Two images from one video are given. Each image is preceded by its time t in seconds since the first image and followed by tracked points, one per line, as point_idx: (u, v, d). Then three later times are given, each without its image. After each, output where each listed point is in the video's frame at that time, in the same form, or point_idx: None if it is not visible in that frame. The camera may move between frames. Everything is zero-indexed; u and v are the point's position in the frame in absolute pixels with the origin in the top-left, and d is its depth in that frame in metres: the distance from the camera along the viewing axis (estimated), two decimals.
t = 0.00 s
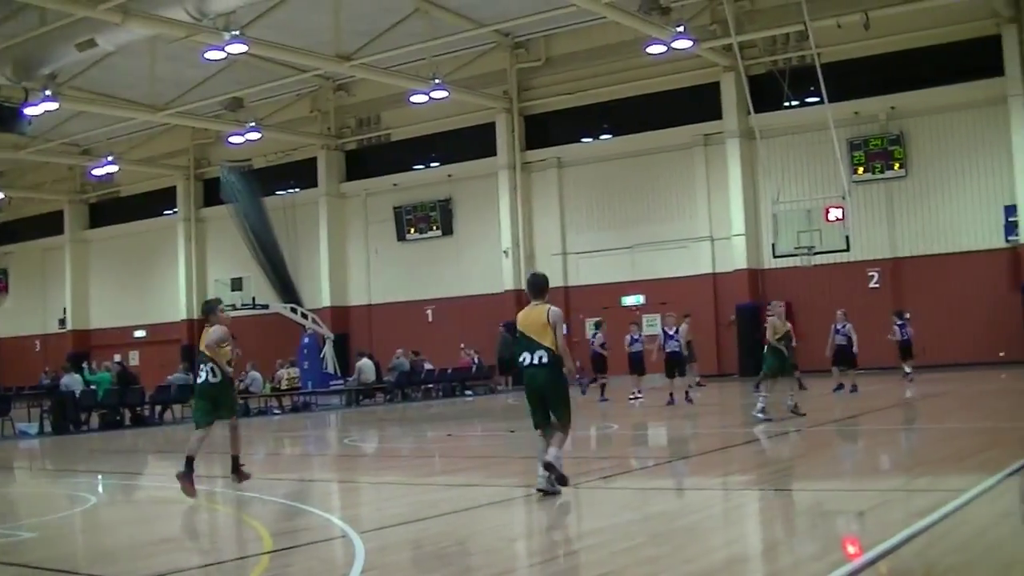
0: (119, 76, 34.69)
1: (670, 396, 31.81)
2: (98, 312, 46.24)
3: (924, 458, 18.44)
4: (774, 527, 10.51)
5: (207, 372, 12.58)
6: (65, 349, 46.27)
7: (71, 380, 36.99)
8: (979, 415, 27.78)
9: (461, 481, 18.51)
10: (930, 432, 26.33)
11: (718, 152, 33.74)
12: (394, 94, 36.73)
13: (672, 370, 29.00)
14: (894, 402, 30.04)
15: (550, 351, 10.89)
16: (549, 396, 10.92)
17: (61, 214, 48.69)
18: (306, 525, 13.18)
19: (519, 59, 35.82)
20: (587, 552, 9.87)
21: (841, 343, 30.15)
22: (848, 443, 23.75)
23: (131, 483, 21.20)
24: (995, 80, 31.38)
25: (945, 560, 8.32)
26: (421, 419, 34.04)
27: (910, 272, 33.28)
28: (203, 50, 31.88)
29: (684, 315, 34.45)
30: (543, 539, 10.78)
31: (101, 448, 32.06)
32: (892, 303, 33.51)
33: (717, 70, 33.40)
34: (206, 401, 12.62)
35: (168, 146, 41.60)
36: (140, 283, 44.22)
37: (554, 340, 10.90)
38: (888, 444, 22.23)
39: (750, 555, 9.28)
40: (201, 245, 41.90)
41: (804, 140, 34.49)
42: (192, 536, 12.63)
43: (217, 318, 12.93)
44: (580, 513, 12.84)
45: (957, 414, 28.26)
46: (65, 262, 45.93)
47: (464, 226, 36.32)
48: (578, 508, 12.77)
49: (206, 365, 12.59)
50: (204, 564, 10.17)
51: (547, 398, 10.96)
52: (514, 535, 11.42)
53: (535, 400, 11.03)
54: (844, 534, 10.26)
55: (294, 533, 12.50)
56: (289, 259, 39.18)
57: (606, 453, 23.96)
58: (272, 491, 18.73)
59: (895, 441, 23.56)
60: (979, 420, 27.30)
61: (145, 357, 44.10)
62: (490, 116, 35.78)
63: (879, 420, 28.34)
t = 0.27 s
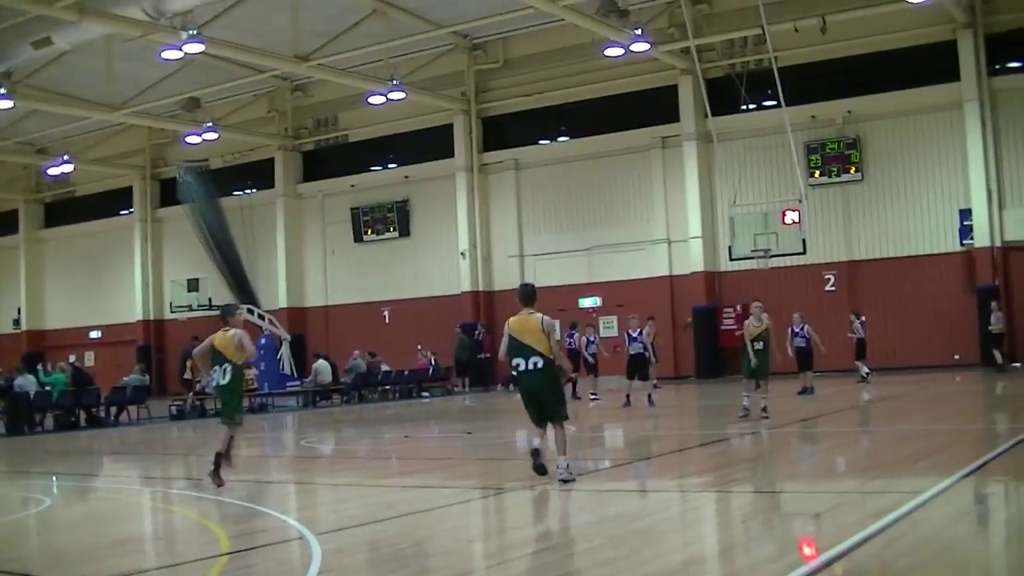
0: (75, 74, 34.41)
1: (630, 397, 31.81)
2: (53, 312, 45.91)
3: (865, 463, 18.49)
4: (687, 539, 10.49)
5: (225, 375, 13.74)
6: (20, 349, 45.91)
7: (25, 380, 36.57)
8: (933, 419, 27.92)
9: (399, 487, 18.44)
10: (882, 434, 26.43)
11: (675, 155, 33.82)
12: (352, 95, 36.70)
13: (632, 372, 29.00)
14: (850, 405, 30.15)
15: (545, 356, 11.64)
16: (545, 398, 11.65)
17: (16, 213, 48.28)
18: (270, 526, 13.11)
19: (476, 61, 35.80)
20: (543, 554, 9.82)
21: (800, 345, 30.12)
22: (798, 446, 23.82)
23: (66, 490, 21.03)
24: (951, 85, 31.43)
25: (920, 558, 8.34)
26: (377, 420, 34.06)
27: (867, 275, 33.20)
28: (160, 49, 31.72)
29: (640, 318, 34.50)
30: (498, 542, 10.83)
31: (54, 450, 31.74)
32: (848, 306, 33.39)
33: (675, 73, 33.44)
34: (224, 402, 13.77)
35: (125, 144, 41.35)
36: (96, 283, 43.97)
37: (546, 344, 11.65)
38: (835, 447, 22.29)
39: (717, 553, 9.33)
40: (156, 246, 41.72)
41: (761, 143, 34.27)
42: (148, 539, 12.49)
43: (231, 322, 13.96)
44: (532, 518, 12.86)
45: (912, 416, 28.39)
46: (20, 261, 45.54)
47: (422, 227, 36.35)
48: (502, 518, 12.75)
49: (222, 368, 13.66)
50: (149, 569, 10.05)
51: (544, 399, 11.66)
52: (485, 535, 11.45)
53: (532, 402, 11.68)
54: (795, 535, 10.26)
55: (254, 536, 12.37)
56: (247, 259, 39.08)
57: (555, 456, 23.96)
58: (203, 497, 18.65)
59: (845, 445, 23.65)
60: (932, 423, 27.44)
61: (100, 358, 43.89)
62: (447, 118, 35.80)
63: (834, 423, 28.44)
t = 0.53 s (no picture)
0: (62, 76, 34.30)
1: (617, 396, 31.81)
2: (40, 315, 45.78)
3: (852, 465, 18.49)
4: (669, 539, 10.47)
5: (260, 384, 14.17)
6: (7, 352, 45.75)
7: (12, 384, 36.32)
8: (922, 420, 27.96)
9: (388, 489, 18.39)
10: (871, 436, 26.46)
11: (664, 157, 33.86)
12: (340, 98, 36.65)
13: (621, 375, 28.95)
14: (839, 406, 30.15)
15: (542, 350, 12.47)
16: (540, 389, 12.36)
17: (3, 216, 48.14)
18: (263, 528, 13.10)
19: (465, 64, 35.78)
20: (543, 550, 9.80)
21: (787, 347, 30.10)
22: (787, 448, 23.83)
23: (51, 493, 20.96)
24: (939, 87, 31.51)
25: (905, 558, 8.36)
26: (365, 422, 34.02)
27: (855, 276, 33.22)
28: (148, 51, 31.64)
29: (630, 320, 34.59)
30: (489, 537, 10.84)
31: (42, 453, 31.57)
32: (837, 308, 33.41)
33: (663, 75, 33.46)
34: (253, 411, 14.19)
35: (112, 146, 41.24)
36: (83, 286, 43.86)
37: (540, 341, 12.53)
38: (823, 447, 22.29)
39: (707, 553, 9.32)
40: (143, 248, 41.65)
41: (749, 144, 34.17)
42: (142, 540, 12.46)
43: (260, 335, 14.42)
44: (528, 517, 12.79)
45: (900, 418, 28.44)
46: (7, 264, 45.40)
47: (410, 229, 36.32)
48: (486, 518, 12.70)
49: (253, 378, 14.15)
50: (144, 569, 10.00)
51: (540, 392, 12.38)
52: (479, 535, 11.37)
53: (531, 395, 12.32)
54: (787, 535, 10.27)
55: (243, 538, 12.35)
56: (235, 262, 39.00)
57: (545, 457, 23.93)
58: (188, 500, 18.60)
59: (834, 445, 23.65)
60: (920, 425, 27.47)
61: (87, 361, 43.77)
62: (436, 120, 35.80)
63: (823, 424, 28.46)
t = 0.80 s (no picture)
0: (44, 79, 34.15)
1: (601, 399, 31.84)
2: (22, 318, 45.61)
3: (832, 466, 18.54)
4: (650, 541, 10.48)
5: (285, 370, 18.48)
6: None
7: None
8: (907, 420, 28.03)
9: (369, 492, 18.38)
10: (855, 437, 26.52)
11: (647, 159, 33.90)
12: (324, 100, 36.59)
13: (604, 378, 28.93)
14: (824, 407, 30.20)
15: (516, 350, 12.52)
16: (516, 387, 12.49)
17: None
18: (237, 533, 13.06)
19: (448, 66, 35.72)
20: (524, 553, 9.80)
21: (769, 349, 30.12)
22: (770, 449, 23.87)
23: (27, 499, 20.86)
24: (921, 89, 31.63)
25: (884, 560, 8.38)
26: (349, 425, 34.00)
27: (838, 278, 33.23)
28: (131, 53, 31.52)
29: (613, 322, 34.61)
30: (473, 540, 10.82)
31: (24, 457, 31.41)
32: (820, 309, 33.43)
33: (646, 77, 33.51)
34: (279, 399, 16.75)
35: (94, 149, 41.12)
36: (65, 290, 43.72)
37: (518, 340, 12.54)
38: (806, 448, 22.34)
39: (690, 555, 9.32)
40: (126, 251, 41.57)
41: (732, 147, 34.10)
42: (121, 546, 12.42)
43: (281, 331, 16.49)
44: (508, 520, 12.78)
45: (885, 419, 28.51)
46: None
47: (394, 232, 36.29)
48: (466, 521, 12.70)
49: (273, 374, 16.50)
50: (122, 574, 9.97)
51: (513, 389, 12.49)
52: (459, 538, 11.35)
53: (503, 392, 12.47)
54: (767, 536, 10.30)
55: (225, 541, 12.31)
56: (218, 265, 38.93)
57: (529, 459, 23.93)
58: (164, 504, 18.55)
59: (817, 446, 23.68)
60: (905, 426, 27.54)
61: (70, 365, 43.63)
62: (419, 122, 35.79)
63: (807, 426, 28.52)
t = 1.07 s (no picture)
0: (25, 79, 33.63)
1: (590, 403, 31.43)
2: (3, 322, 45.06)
3: (824, 471, 18.18)
4: (637, 547, 10.10)
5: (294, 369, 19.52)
6: None
7: None
8: (901, 423, 27.69)
9: (350, 500, 17.95)
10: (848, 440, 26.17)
11: (637, 161, 33.53)
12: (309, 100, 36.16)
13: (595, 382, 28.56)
14: (816, 410, 29.85)
15: (492, 353, 14.16)
16: (482, 387, 14.13)
17: None
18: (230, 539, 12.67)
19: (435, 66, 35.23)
20: (507, 561, 9.40)
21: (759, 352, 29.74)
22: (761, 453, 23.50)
23: None
24: (912, 88, 31.34)
25: (881, 565, 8.02)
26: (334, 429, 33.59)
27: (830, 281, 32.84)
28: (113, 52, 31.04)
29: (602, 325, 34.21)
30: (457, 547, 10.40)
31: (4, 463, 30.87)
32: (811, 312, 33.06)
33: (635, 78, 33.15)
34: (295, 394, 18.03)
35: (75, 150, 40.63)
36: (47, 293, 43.20)
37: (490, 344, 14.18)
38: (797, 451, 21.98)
39: (678, 561, 8.95)
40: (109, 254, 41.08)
41: (722, 149, 33.65)
42: (101, 554, 11.97)
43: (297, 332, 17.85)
44: (491, 528, 12.38)
45: (878, 421, 28.16)
46: None
47: (380, 234, 35.89)
48: (445, 528, 12.29)
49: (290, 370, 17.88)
50: None
51: (485, 390, 14.10)
52: (441, 546, 10.93)
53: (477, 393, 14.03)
54: (757, 542, 9.93)
55: (209, 549, 11.89)
56: (202, 267, 38.46)
57: (517, 464, 23.52)
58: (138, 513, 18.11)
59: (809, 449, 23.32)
60: (899, 428, 27.20)
61: (52, 369, 43.07)
62: (405, 123, 35.38)
63: (799, 429, 28.16)
